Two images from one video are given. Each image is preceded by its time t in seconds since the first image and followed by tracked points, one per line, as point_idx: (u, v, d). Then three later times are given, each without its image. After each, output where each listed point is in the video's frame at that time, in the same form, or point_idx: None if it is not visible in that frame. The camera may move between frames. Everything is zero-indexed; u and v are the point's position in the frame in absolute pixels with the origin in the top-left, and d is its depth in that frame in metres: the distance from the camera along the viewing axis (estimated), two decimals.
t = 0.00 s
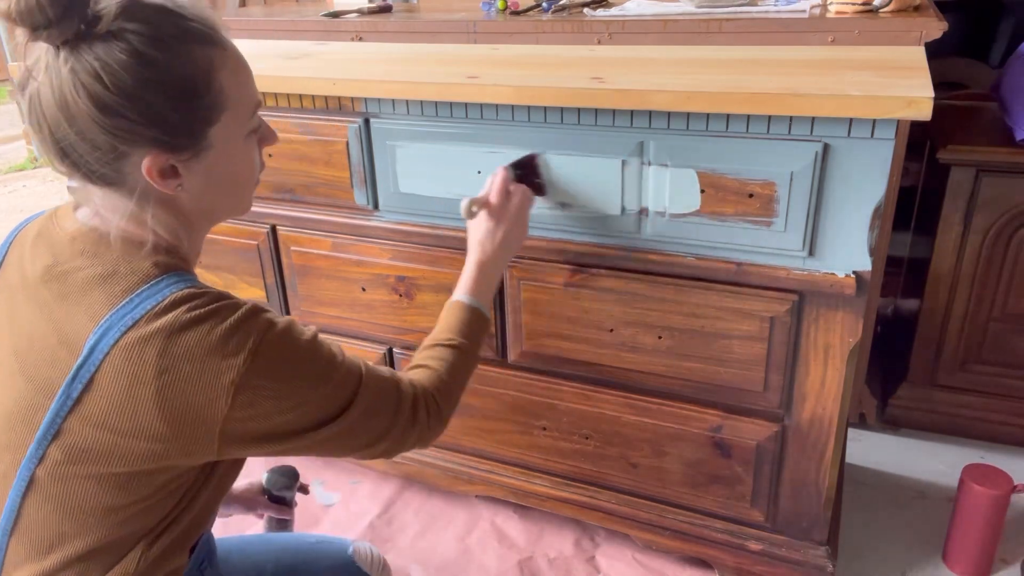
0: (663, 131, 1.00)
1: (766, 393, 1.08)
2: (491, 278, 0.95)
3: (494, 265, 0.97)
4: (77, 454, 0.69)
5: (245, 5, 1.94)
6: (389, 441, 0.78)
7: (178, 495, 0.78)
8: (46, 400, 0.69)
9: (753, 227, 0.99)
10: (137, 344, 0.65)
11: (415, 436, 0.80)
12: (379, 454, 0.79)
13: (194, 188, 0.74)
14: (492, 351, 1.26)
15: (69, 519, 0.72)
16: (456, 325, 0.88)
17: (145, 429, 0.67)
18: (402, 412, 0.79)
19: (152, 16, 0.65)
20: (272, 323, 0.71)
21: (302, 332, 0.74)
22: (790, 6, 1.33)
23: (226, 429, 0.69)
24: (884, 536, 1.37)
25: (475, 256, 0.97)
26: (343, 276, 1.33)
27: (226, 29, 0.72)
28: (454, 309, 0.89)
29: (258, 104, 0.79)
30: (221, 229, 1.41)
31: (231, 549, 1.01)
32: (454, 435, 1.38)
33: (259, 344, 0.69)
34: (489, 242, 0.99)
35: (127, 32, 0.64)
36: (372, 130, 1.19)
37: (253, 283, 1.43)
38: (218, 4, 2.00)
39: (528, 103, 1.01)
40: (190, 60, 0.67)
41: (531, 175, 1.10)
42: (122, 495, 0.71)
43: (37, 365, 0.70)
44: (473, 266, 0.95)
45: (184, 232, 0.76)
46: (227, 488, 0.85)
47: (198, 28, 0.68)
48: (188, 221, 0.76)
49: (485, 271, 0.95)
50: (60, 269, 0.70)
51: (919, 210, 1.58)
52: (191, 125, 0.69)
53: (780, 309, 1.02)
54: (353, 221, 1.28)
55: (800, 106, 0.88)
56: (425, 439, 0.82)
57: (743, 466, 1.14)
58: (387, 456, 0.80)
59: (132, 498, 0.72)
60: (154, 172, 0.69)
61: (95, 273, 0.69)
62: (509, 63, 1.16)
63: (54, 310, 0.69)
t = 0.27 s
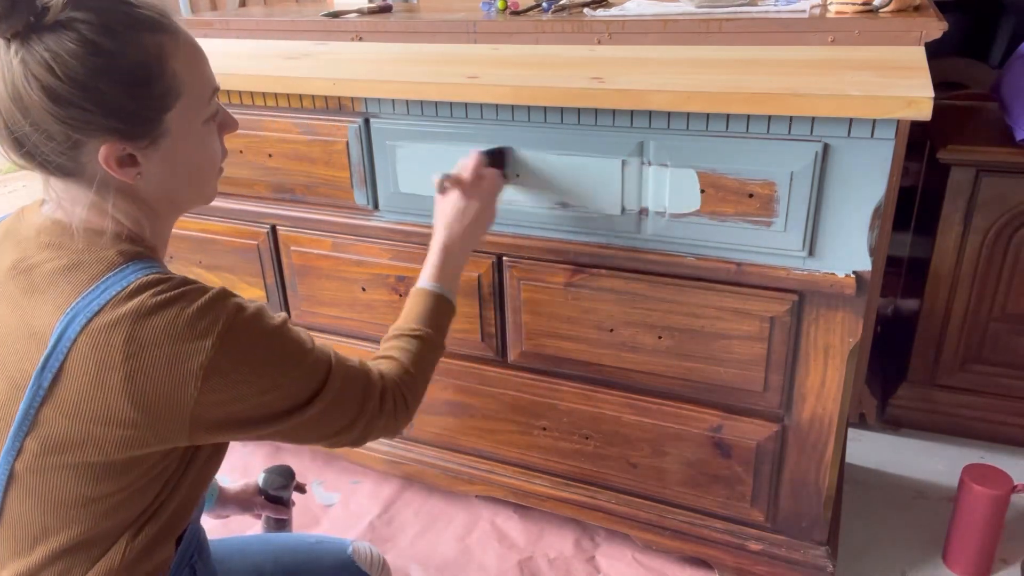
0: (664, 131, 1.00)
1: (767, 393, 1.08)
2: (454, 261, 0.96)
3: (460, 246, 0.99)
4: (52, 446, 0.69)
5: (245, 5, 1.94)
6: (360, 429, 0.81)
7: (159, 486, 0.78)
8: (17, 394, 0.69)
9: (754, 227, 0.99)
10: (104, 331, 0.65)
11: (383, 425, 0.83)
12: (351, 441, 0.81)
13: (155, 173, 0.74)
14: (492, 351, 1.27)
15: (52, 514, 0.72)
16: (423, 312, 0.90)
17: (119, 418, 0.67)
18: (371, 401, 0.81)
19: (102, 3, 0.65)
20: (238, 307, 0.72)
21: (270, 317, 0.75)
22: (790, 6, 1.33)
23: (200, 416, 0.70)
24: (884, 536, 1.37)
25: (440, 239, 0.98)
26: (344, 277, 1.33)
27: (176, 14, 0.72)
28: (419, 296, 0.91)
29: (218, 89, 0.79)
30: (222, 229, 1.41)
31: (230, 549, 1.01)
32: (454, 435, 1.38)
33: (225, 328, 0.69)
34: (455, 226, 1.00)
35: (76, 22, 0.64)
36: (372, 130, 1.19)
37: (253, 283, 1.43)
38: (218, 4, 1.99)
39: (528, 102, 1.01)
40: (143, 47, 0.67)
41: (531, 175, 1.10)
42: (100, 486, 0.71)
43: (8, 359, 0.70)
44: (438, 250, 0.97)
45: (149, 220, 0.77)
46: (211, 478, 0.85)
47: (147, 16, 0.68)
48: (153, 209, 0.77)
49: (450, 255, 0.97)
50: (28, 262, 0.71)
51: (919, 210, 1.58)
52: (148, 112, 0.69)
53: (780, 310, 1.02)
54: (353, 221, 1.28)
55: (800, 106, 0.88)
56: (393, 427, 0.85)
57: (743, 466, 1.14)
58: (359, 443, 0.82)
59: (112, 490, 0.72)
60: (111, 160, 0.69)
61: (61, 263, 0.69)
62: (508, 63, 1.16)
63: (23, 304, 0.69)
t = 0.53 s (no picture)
0: (664, 131, 1.00)
1: (767, 393, 1.08)
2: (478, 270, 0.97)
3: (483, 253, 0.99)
4: (51, 445, 0.69)
5: (245, 5, 1.93)
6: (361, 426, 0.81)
7: (159, 484, 0.78)
8: (14, 393, 0.69)
9: (753, 227, 0.99)
10: (99, 327, 0.65)
11: (383, 422, 0.83)
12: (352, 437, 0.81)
13: (150, 171, 0.74)
14: (492, 351, 1.27)
15: (51, 513, 0.72)
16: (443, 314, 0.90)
17: (117, 416, 0.68)
18: (374, 397, 0.81)
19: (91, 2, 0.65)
20: (235, 302, 0.71)
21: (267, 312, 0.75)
22: (790, 6, 1.33)
23: (199, 412, 0.70)
24: (884, 536, 1.37)
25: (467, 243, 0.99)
26: (344, 277, 1.33)
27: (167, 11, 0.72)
28: (438, 294, 0.91)
29: (210, 86, 0.79)
30: (222, 229, 1.41)
31: (230, 549, 1.01)
32: (454, 435, 1.38)
33: (222, 323, 0.69)
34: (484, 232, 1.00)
35: (66, 22, 0.64)
36: (372, 130, 1.19)
37: (253, 283, 1.43)
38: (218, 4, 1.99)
39: (528, 102, 1.01)
40: (133, 45, 0.67)
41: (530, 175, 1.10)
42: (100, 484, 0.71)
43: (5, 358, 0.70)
44: (465, 251, 0.97)
45: (144, 217, 0.76)
46: (210, 475, 0.85)
47: (136, 14, 0.68)
48: (149, 206, 0.77)
49: (476, 261, 0.97)
50: (25, 262, 0.70)
51: (919, 210, 1.58)
52: (140, 111, 0.69)
53: (780, 310, 1.02)
54: (353, 221, 1.28)
55: (800, 106, 0.88)
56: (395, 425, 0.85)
57: (743, 466, 1.14)
58: (360, 440, 0.82)
59: (111, 488, 0.72)
60: (104, 159, 0.70)
61: (57, 262, 0.69)
62: (508, 63, 1.16)
63: (19, 303, 0.69)
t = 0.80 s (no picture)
0: (664, 131, 1.00)
1: (767, 393, 1.08)
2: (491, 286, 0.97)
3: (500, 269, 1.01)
4: (63, 447, 0.69)
5: (245, 5, 1.93)
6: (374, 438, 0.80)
7: (168, 488, 0.78)
8: (28, 395, 0.68)
9: (754, 227, 0.99)
10: (120, 332, 0.65)
11: (393, 437, 0.82)
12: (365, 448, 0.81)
13: (171, 175, 0.74)
14: (492, 351, 1.27)
15: (60, 515, 0.72)
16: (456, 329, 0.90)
17: (132, 420, 0.67)
18: (389, 405, 0.81)
19: (122, 7, 0.66)
20: (254, 310, 0.72)
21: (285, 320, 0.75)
22: (790, 6, 1.33)
23: (213, 417, 0.70)
24: (884, 536, 1.37)
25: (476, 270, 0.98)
26: (344, 276, 1.33)
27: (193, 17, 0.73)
28: (453, 315, 0.91)
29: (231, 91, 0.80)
30: (221, 229, 1.41)
31: (230, 550, 1.01)
32: (454, 435, 1.38)
33: (241, 330, 0.69)
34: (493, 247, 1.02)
35: (99, 25, 0.64)
36: (372, 130, 1.19)
37: (253, 283, 1.43)
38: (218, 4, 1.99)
39: (528, 102, 1.01)
40: (163, 49, 0.68)
41: (531, 176, 1.10)
42: (111, 488, 0.71)
43: (18, 359, 0.70)
44: (477, 275, 0.97)
45: (161, 221, 0.77)
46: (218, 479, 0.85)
47: (166, 19, 0.69)
48: (166, 210, 0.77)
49: (489, 282, 0.97)
50: (39, 263, 0.70)
51: (919, 210, 1.58)
52: (167, 114, 0.69)
53: (780, 309, 1.02)
54: (353, 221, 1.28)
55: (800, 106, 0.88)
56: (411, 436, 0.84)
57: (743, 466, 1.14)
58: (372, 451, 0.81)
59: (122, 492, 0.72)
60: (129, 163, 0.70)
61: (73, 265, 0.69)
62: (508, 63, 1.16)
63: (33, 305, 0.69)
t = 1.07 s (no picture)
0: (664, 131, 1.00)
1: (767, 393, 1.08)
2: (456, 304, 0.99)
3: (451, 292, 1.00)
4: (69, 454, 0.69)
5: (245, 5, 1.93)
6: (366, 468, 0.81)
7: (173, 496, 0.78)
8: (38, 400, 0.69)
9: (754, 227, 0.99)
10: (130, 343, 0.65)
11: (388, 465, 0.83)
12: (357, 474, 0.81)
13: (180, 185, 0.74)
14: (492, 351, 1.27)
15: (63, 521, 0.72)
16: (426, 347, 0.92)
17: (139, 429, 0.67)
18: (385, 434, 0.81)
19: (130, 15, 0.66)
20: (263, 326, 0.72)
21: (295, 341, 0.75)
22: (790, 6, 1.33)
23: (219, 432, 0.70)
24: (884, 536, 1.37)
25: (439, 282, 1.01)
26: (344, 276, 1.33)
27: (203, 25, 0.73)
28: (427, 332, 0.93)
29: (241, 100, 0.79)
30: (221, 229, 1.41)
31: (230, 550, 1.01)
32: (454, 435, 1.38)
33: (249, 344, 0.69)
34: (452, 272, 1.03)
35: (105, 34, 0.64)
36: (372, 130, 1.19)
37: (253, 283, 1.43)
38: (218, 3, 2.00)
39: (528, 102, 1.01)
40: (170, 59, 0.67)
41: (531, 176, 1.10)
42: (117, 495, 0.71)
43: (28, 363, 0.70)
44: (441, 291, 1.00)
45: (171, 229, 0.76)
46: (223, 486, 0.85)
47: (175, 27, 0.68)
48: (175, 218, 0.76)
49: (450, 290, 1.00)
50: (51, 267, 0.70)
51: (919, 210, 1.58)
52: (172, 125, 0.69)
53: (780, 310, 1.02)
54: (353, 221, 1.28)
55: (800, 106, 0.88)
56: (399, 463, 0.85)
57: (743, 466, 1.14)
58: (366, 477, 0.82)
59: (128, 499, 0.72)
60: (137, 170, 0.70)
61: (85, 272, 0.68)
62: (508, 63, 1.16)
63: (44, 310, 0.69)
